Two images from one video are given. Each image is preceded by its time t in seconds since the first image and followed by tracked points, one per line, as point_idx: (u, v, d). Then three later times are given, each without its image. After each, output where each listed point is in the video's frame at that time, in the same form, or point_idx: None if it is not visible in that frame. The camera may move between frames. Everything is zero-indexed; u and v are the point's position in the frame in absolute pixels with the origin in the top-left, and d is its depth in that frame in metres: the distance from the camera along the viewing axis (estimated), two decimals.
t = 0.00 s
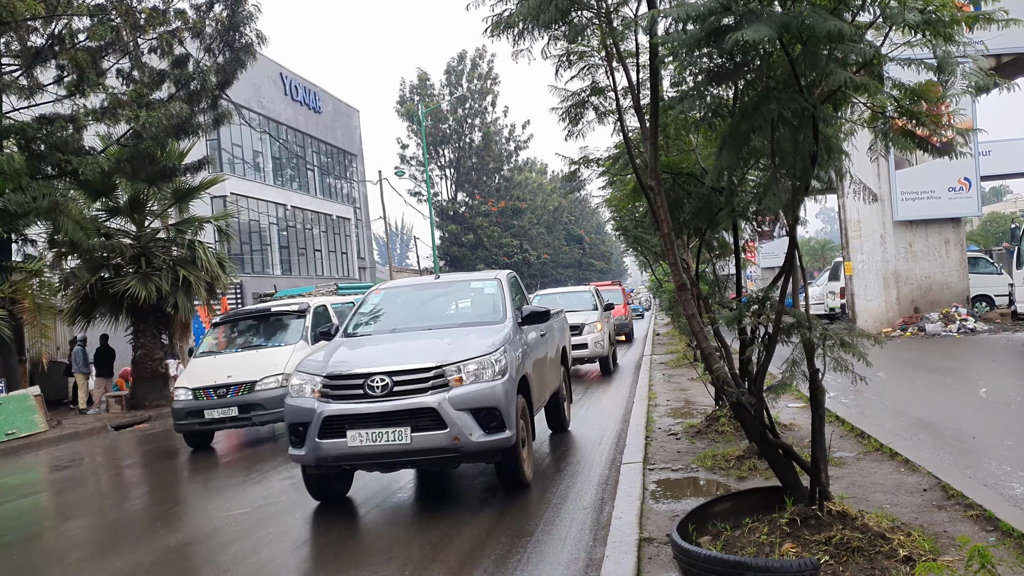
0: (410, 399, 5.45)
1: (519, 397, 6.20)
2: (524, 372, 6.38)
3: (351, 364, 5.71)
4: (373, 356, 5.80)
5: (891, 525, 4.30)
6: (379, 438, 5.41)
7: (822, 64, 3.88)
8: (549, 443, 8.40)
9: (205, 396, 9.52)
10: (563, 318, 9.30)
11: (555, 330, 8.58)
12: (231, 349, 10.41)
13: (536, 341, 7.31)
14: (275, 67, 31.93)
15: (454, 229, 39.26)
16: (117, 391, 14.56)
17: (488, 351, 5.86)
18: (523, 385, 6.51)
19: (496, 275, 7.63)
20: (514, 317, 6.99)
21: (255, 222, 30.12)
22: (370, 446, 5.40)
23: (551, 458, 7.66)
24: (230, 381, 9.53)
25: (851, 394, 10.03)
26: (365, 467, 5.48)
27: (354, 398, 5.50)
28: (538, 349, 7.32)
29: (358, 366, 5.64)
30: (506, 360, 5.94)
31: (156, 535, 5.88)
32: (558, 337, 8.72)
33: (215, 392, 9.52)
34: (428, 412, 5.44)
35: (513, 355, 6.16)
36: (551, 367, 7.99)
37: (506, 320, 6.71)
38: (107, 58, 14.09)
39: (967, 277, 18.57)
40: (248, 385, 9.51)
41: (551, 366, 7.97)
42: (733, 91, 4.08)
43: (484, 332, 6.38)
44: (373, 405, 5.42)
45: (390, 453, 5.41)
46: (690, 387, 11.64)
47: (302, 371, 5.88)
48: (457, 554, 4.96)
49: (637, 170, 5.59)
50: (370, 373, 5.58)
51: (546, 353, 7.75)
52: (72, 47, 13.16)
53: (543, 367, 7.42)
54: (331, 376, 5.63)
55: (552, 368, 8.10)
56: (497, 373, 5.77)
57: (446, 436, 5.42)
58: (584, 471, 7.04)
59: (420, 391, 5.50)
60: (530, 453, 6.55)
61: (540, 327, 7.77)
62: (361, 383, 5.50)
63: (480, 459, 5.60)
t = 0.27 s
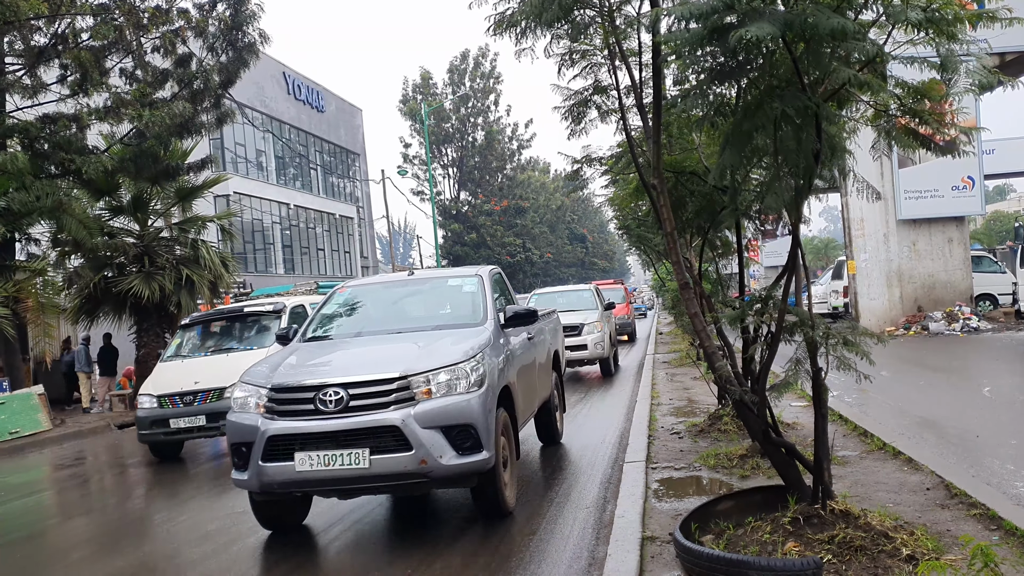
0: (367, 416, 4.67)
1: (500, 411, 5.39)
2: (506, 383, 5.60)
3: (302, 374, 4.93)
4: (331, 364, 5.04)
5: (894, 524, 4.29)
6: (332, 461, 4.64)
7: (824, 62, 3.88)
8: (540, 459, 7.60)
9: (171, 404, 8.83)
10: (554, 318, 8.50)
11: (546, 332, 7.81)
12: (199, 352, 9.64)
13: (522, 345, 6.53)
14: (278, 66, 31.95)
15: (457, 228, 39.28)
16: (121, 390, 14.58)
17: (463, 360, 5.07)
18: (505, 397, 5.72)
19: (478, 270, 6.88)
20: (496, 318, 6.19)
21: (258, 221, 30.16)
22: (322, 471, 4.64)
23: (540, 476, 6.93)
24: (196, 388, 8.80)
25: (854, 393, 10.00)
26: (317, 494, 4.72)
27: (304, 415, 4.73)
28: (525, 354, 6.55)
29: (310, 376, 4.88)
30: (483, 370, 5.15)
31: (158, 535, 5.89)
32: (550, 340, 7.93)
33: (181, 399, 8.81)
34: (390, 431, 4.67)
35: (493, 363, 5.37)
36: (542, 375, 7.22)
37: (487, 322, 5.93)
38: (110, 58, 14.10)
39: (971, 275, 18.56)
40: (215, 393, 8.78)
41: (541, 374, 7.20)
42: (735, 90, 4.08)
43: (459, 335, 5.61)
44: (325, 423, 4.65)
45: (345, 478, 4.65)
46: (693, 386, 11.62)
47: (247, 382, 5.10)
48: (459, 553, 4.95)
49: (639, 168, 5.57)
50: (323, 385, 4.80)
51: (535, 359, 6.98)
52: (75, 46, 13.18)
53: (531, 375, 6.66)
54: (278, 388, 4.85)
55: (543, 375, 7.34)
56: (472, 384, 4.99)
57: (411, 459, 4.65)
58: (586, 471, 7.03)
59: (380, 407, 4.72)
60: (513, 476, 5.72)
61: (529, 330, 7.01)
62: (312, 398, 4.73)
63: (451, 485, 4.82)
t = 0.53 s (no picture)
0: (307, 441, 3.87)
1: (472, 430, 4.57)
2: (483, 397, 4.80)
3: (236, 388, 4.12)
4: (269, 376, 4.21)
5: (897, 523, 4.29)
6: (267, 495, 3.86)
7: (827, 61, 3.87)
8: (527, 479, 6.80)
9: (132, 412, 8.33)
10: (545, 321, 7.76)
11: (536, 337, 7.02)
12: (166, 354, 9.11)
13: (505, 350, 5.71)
14: (281, 66, 32.00)
15: (460, 227, 39.29)
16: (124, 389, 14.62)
17: (427, 371, 4.25)
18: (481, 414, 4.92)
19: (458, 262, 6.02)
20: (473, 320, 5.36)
21: (261, 221, 30.21)
22: (254, 507, 3.86)
23: (536, 488, 6.58)
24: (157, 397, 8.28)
25: (858, 392, 10.00)
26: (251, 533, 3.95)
27: (233, 439, 3.94)
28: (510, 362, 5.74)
29: (244, 390, 4.06)
30: (452, 383, 4.34)
31: (161, 534, 5.89)
32: (541, 345, 7.15)
33: (142, 408, 8.31)
34: (335, 459, 3.88)
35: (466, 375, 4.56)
36: (531, 384, 6.46)
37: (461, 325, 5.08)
38: (114, 57, 14.13)
39: (974, 274, 18.56)
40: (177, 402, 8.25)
41: (530, 383, 6.43)
42: (738, 89, 4.08)
43: (428, 340, 4.78)
44: (257, 448, 3.86)
45: (282, 515, 3.87)
46: (697, 386, 11.60)
47: (170, 397, 4.30)
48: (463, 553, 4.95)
49: (642, 168, 5.57)
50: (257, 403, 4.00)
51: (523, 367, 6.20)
52: (79, 46, 13.21)
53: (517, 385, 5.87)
54: (203, 407, 4.04)
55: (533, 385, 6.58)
56: (437, 402, 4.18)
57: (359, 494, 3.86)
58: (589, 471, 7.02)
59: (324, 430, 3.91)
60: (489, 506, 4.90)
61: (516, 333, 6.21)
62: (244, 418, 3.94)
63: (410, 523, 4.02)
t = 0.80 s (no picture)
0: (211, 480, 2.98)
1: (432, 460, 3.67)
2: (448, 418, 3.91)
3: (132, 409, 3.25)
4: (172, 397, 3.31)
5: (899, 522, 4.29)
6: (160, 551, 2.97)
7: (828, 60, 3.87)
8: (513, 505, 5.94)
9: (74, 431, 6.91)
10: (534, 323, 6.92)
11: (523, 342, 6.16)
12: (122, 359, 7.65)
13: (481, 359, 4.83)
14: (283, 66, 32.02)
15: (462, 227, 39.31)
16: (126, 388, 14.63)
17: (372, 386, 3.36)
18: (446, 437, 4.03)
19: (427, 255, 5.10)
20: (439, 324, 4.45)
21: (263, 220, 30.20)
22: (145, 564, 2.98)
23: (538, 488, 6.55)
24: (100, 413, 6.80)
25: (860, 392, 9.99)
26: None
27: (119, 477, 3.06)
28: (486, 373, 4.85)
29: (139, 413, 3.19)
30: (405, 402, 3.44)
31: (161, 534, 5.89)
32: (528, 351, 6.27)
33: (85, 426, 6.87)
34: (247, 505, 2.98)
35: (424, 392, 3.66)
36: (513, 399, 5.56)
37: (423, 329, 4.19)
38: (116, 57, 14.15)
39: (977, 274, 18.54)
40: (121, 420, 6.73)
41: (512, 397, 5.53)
42: (740, 88, 4.08)
43: (379, 349, 3.87)
44: (146, 490, 2.98)
45: (181, 575, 2.98)
46: (699, 386, 11.59)
47: (55, 419, 3.43)
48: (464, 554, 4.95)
49: (644, 168, 5.57)
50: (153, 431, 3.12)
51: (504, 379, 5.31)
52: (80, 47, 13.22)
53: (495, 402, 4.98)
54: (84, 435, 3.16)
55: (516, 398, 5.69)
56: (382, 428, 3.27)
57: (278, 548, 2.96)
58: (591, 471, 7.01)
59: (233, 466, 3.01)
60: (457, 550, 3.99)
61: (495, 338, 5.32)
62: (134, 452, 3.05)
63: None
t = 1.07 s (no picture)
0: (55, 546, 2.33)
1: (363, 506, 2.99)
2: (390, 448, 3.22)
3: None
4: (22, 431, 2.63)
5: (899, 522, 4.30)
6: None
7: (830, 60, 3.87)
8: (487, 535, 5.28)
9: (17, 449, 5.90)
10: (513, 330, 6.26)
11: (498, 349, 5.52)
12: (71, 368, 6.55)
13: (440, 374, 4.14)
14: (285, 66, 32.04)
15: (463, 227, 39.34)
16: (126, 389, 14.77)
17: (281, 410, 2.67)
18: (387, 470, 3.34)
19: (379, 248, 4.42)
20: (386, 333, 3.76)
21: (265, 221, 30.21)
22: None
23: (540, 487, 6.55)
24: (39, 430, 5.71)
25: (861, 392, 9.99)
26: None
27: None
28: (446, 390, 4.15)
29: None
30: (329, 434, 2.76)
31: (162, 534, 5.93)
32: (503, 361, 5.59)
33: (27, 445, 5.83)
34: None
35: (356, 418, 2.98)
36: (482, 417, 4.86)
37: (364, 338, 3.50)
38: (118, 58, 14.16)
39: (978, 274, 18.51)
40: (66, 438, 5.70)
41: (479, 415, 4.84)
42: (741, 88, 4.09)
43: (311, 361, 3.20)
44: None
45: None
46: (700, 386, 11.59)
47: None
48: (469, 552, 4.98)
49: (645, 168, 5.57)
50: None
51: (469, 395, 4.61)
52: (83, 47, 13.23)
53: (456, 423, 4.27)
54: None
55: (486, 416, 4.99)
56: (295, 469, 2.58)
57: None
58: (592, 471, 7.01)
59: (89, 522, 2.36)
60: None
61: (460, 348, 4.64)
62: None
63: None
